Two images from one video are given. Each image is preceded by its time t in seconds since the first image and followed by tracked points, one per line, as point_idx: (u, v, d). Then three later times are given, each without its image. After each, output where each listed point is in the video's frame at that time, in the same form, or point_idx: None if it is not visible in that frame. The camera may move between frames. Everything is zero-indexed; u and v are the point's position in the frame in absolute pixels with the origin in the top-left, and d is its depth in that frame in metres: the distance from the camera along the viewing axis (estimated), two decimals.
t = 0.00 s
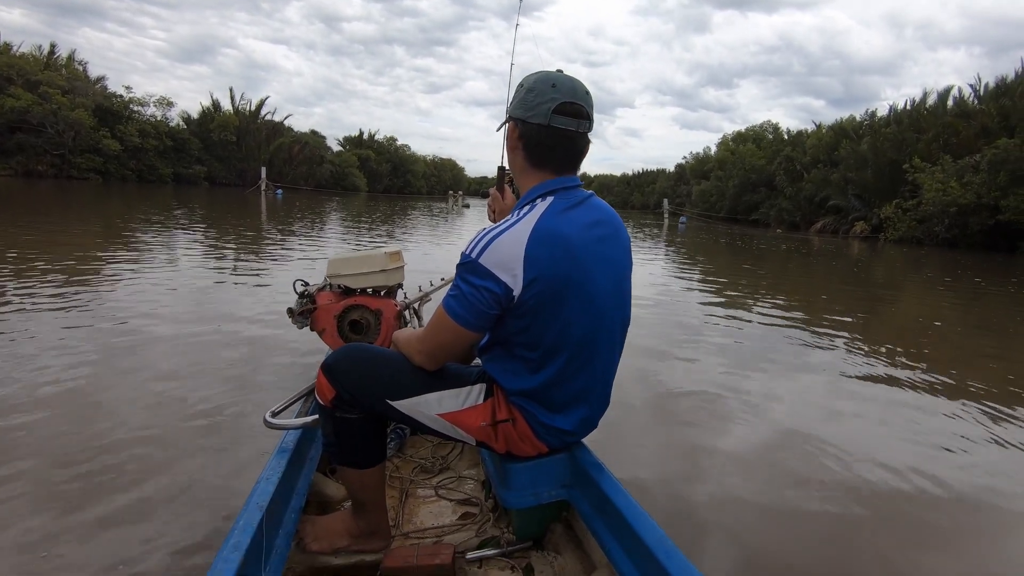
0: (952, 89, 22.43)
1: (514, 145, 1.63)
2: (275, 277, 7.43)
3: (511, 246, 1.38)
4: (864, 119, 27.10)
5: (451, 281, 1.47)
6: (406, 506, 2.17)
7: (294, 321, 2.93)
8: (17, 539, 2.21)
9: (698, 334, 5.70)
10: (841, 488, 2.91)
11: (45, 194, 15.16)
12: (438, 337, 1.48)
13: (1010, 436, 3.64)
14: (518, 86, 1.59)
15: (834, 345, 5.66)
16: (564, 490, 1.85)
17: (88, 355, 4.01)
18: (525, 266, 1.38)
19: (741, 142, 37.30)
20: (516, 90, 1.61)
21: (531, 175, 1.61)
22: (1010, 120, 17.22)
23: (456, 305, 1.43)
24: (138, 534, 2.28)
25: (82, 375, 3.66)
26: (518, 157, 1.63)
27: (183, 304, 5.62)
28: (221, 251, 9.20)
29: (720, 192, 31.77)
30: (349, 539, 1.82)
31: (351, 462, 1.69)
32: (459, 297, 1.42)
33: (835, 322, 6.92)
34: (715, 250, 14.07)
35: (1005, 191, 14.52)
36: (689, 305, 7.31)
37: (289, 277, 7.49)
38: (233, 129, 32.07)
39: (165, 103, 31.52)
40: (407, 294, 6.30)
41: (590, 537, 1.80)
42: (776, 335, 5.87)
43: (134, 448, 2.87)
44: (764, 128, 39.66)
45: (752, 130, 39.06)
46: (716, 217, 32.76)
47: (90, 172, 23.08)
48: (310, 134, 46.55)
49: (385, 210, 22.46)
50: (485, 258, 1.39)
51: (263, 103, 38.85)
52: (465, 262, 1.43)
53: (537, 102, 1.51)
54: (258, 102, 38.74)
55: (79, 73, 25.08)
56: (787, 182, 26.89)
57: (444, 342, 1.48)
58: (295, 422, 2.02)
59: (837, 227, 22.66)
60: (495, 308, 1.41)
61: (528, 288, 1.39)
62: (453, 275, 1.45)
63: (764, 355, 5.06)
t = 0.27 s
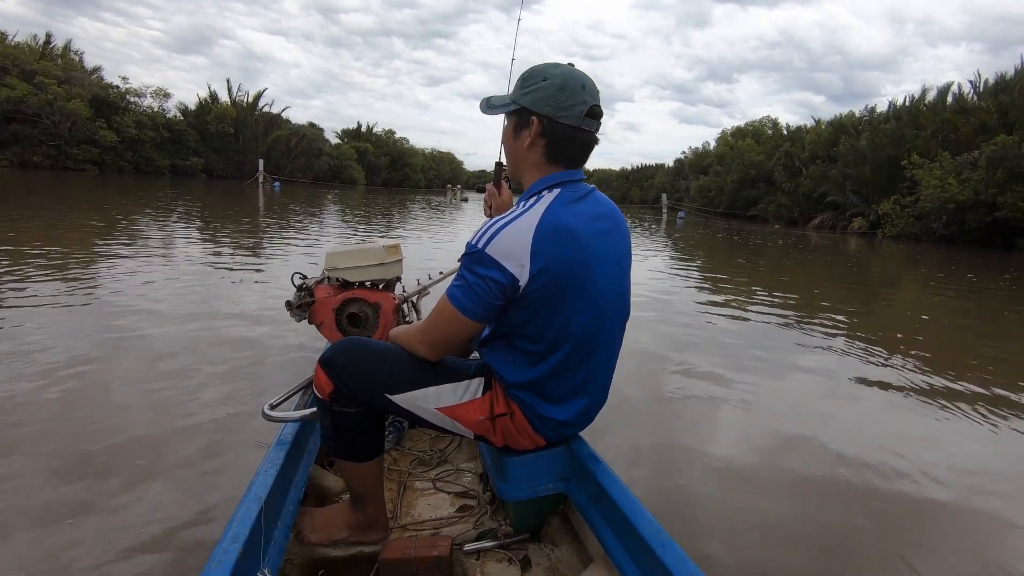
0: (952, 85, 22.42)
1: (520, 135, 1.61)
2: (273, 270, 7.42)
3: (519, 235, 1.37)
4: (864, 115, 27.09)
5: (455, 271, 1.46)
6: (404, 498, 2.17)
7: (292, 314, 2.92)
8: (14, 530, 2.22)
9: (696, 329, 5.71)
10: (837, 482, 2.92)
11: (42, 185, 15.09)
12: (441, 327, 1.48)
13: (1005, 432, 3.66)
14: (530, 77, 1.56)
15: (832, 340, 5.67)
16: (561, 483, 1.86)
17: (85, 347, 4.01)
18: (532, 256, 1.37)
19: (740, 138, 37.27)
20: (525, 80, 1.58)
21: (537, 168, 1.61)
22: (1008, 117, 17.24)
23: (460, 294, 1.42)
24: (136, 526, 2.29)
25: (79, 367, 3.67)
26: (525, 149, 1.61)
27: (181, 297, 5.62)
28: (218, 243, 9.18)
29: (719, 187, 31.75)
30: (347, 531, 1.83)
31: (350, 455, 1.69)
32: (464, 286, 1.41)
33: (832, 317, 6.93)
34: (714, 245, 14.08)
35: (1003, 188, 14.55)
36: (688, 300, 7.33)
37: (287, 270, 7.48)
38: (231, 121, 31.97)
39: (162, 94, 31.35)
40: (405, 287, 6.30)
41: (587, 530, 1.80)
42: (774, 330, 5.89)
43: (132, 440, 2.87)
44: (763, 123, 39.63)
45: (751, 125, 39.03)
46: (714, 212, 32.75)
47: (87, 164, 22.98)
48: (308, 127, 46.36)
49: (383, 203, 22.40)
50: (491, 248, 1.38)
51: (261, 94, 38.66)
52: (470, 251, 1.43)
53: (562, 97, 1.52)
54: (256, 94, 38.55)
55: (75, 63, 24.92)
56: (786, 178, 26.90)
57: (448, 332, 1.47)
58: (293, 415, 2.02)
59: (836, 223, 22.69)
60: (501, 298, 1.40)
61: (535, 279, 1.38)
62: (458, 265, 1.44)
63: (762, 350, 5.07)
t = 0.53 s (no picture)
0: (952, 83, 22.43)
1: (540, 133, 1.59)
2: (272, 266, 7.42)
3: (542, 230, 1.37)
4: (864, 112, 27.09)
5: (475, 269, 1.44)
6: (403, 494, 2.18)
7: (293, 310, 2.92)
8: (15, 527, 2.23)
9: (696, 327, 5.73)
10: (836, 480, 2.93)
11: (40, 181, 15.06)
12: (462, 324, 1.45)
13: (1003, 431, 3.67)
14: (551, 74, 1.54)
15: (830, 338, 5.69)
16: (560, 481, 1.86)
17: (85, 344, 4.01)
18: (555, 251, 1.37)
19: (739, 135, 37.25)
20: (544, 77, 1.55)
21: (557, 165, 1.60)
22: (1009, 115, 17.25)
23: (483, 290, 1.40)
24: (137, 523, 2.30)
25: (79, 364, 3.67)
26: (547, 147, 1.59)
27: (180, 293, 5.62)
28: (218, 240, 9.17)
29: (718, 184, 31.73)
30: (346, 527, 1.82)
31: (350, 453, 1.69)
32: (486, 282, 1.40)
33: (831, 315, 6.95)
34: (714, 242, 14.09)
35: (1002, 186, 14.56)
36: (687, 298, 7.34)
37: (286, 266, 7.48)
38: (230, 117, 31.90)
39: (161, 89, 31.27)
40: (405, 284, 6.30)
41: (586, 527, 1.80)
42: (773, 328, 5.90)
43: (132, 437, 2.88)
44: (763, 120, 39.60)
45: (751, 122, 39.00)
46: (714, 209, 32.75)
47: (85, 159, 22.94)
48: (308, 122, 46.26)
49: (382, 200, 22.37)
50: (515, 242, 1.37)
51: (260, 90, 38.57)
52: (492, 246, 1.41)
53: (592, 96, 1.54)
54: (255, 89, 38.47)
55: (73, 57, 24.84)
56: (785, 175, 26.91)
57: (468, 329, 1.45)
58: (293, 410, 2.02)
59: (835, 220, 22.69)
60: (524, 295, 1.39)
61: (558, 274, 1.38)
62: (480, 262, 1.42)
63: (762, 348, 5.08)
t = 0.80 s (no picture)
0: (956, 81, 22.36)
1: (555, 136, 1.61)
2: (275, 264, 7.43)
3: (570, 233, 1.38)
4: (867, 110, 27.01)
5: (499, 275, 1.42)
6: (403, 493, 2.18)
7: (296, 307, 2.92)
8: (19, 523, 2.23)
9: (699, 325, 5.72)
10: (839, 479, 2.92)
11: (43, 178, 15.08)
12: (488, 331, 1.43)
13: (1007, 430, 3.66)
14: (566, 77, 1.56)
15: (834, 336, 5.68)
16: (561, 480, 1.87)
17: (87, 341, 4.01)
18: (584, 253, 1.38)
19: (742, 133, 37.16)
20: (559, 79, 1.57)
21: (570, 167, 1.64)
22: (1013, 112, 17.19)
23: (511, 296, 1.39)
24: (140, 519, 2.30)
25: (82, 361, 3.67)
26: (562, 149, 1.62)
27: (183, 290, 5.62)
28: (220, 238, 9.18)
29: (720, 182, 31.66)
30: (347, 526, 1.83)
31: (350, 452, 1.69)
32: (515, 287, 1.38)
33: (834, 313, 6.93)
34: (716, 240, 14.06)
35: (1006, 184, 14.51)
36: (689, 295, 7.33)
37: (288, 264, 7.48)
38: (232, 115, 31.91)
39: (163, 87, 31.29)
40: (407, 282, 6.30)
41: (586, 527, 1.80)
42: (776, 326, 5.89)
43: (134, 434, 2.88)
44: (766, 118, 39.51)
45: (754, 120, 38.91)
46: (716, 208, 32.68)
47: (88, 157, 22.97)
48: (310, 120, 46.27)
49: (384, 198, 22.37)
50: (545, 246, 1.37)
51: (262, 87, 38.57)
52: (518, 250, 1.39)
53: (605, 98, 1.60)
54: (257, 87, 38.47)
55: (76, 55, 24.85)
56: (788, 173, 26.84)
57: (493, 335, 1.43)
58: (295, 407, 2.02)
59: (838, 218, 22.63)
60: (553, 298, 1.39)
61: (587, 275, 1.40)
62: (505, 267, 1.40)
63: (765, 346, 5.07)
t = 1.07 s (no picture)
0: (960, 77, 22.26)
1: (559, 143, 1.62)
2: (278, 265, 7.46)
3: (586, 241, 1.41)
4: (871, 107, 26.91)
5: (516, 285, 1.43)
6: (403, 494, 2.19)
7: (298, 308, 2.93)
8: (25, 525, 2.25)
9: (702, 323, 5.71)
10: (845, 468, 2.91)
11: (47, 181, 15.14)
12: (504, 338, 1.44)
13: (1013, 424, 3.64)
14: (570, 86, 1.57)
15: (837, 333, 5.66)
16: (560, 483, 1.88)
17: (91, 343, 4.03)
18: (599, 262, 1.43)
19: (745, 130, 37.07)
20: (562, 87, 1.58)
21: (572, 174, 1.66)
22: (1018, 108, 17.10)
23: (528, 303, 1.41)
24: (145, 520, 2.32)
25: (86, 363, 3.69)
26: (566, 156, 1.64)
27: (187, 292, 5.65)
28: (223, 239, 9.21)
29: (723, 180, 31.59)
30: (345, 530, 1.84)
31: (351, 463, 1.70)
32: (533, 296, 1.40)
33: (837, 311, 6.91)
34: (719, 239, 14.03)
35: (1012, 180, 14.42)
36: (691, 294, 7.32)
37: (291, 265, 7.50)
38: (235, 117, 31.98)
39: (167, 89, 31.38)
40: (410, 283, 6.32)
41: (585, 530, 1.81)
42: (780, 324, 5.87)
43: (138, 435, 2.90)
44: (768, 116, 39.40)
45: (757, 118, 38.82)
46: (719, 206, 32.61)
47: (92, 159, 23.06)
48: (313, 121, 46.35)
49: (387, 198, 22.40)
50: (563, 255, 1.40)
51: (265, 89, 38.65)
52: (535, 259, 1.42)
53: (606, 107, 1.62)
54: (260, 88, 38.55)
55: (80, 58, 24.95)
56: (792, 171, 26.75)
57: (509, 343, 1.44)
58: (295, 408, 2.03)
59: (842, 216, 22.53)
60: (571, 306, 1.43)
61: (602, 282, 1.45)
62: (524, 278, 1.42)
63: (768, 343, 5.06)
